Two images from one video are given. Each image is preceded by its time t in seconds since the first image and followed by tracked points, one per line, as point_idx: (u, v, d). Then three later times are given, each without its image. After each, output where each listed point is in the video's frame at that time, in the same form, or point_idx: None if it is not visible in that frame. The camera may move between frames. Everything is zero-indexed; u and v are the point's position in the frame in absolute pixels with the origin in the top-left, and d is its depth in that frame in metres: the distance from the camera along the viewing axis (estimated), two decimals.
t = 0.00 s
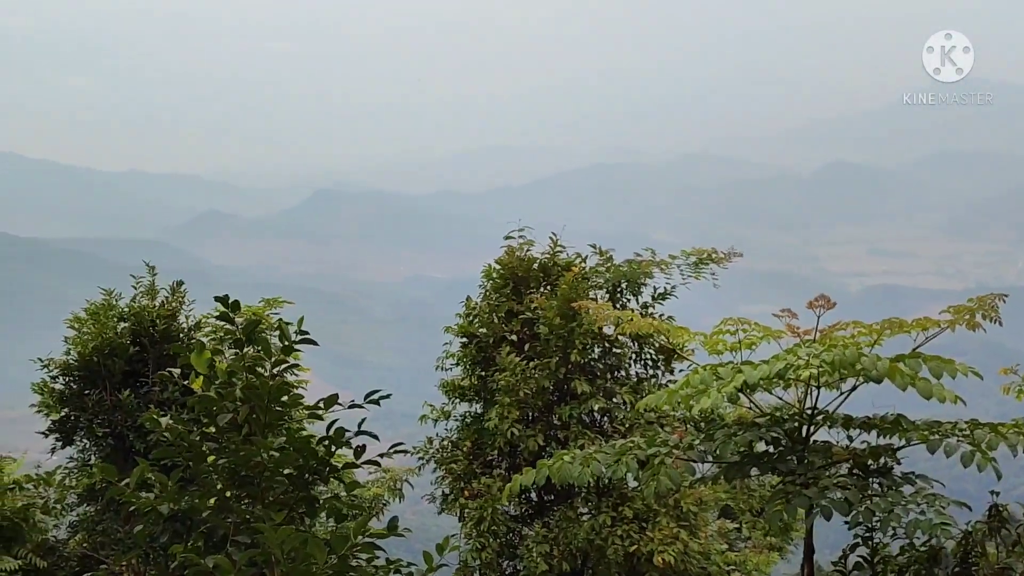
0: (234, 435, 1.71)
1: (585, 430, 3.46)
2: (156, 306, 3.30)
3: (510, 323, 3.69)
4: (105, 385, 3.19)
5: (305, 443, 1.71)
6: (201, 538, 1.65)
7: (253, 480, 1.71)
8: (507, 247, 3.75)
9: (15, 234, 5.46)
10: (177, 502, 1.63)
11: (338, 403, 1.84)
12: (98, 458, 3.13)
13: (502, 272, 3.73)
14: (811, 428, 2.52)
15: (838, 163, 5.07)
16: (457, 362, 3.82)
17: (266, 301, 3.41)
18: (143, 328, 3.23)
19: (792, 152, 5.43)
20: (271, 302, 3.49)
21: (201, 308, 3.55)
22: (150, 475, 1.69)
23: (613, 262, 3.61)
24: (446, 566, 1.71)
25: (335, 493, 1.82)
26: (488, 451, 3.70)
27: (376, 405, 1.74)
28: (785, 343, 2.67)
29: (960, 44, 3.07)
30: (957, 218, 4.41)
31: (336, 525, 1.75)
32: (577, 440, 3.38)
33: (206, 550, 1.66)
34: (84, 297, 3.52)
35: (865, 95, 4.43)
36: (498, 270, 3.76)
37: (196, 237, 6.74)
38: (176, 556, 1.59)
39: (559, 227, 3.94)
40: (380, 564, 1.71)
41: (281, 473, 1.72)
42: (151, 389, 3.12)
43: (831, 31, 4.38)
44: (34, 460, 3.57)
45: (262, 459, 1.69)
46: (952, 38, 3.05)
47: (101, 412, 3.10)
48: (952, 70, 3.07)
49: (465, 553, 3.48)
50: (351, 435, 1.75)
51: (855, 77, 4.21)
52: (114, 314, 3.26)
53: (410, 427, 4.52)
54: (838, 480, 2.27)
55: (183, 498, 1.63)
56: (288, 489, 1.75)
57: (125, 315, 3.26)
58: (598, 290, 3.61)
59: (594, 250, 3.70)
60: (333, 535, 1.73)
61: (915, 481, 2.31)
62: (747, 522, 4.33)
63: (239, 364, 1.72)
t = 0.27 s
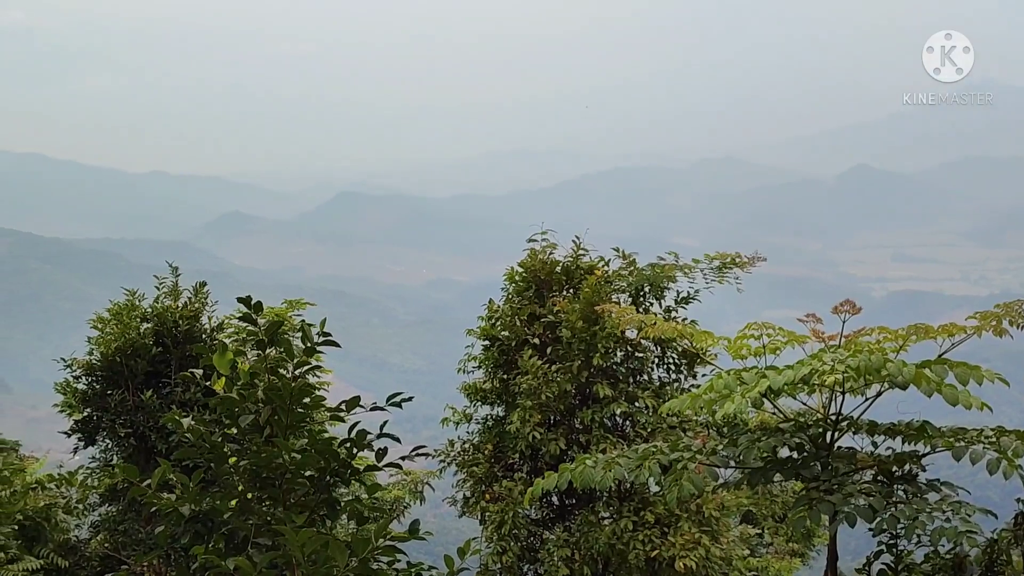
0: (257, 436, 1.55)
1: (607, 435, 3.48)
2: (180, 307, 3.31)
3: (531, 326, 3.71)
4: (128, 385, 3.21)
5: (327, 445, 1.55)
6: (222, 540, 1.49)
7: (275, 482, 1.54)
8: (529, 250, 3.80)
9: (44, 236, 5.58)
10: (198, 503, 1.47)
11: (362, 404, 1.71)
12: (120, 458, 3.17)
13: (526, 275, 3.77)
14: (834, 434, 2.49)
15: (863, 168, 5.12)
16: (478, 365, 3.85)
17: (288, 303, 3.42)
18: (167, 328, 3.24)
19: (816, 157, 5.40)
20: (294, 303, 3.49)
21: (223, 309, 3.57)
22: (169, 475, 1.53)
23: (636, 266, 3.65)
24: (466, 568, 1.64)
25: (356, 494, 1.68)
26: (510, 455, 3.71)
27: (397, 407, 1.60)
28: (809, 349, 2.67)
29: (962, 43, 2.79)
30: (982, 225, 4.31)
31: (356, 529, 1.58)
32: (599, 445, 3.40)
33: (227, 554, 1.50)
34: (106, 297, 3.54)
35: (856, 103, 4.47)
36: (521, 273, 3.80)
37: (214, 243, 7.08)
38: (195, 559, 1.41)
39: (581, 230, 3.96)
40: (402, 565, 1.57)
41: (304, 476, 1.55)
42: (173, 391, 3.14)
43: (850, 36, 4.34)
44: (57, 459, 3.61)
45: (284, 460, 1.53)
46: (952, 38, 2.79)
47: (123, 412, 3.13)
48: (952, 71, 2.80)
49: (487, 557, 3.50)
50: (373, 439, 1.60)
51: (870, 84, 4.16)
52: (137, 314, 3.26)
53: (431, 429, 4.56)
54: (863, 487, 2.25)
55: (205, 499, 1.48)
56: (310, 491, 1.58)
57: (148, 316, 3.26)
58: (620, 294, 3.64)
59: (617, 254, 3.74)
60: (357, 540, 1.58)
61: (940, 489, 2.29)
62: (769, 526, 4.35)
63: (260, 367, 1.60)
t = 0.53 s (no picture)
0: (278, 437, 1.39)
1: (627, 438, 3.50)
2: (202, 307, 3.37)
3: (551, 329, 3.76)
4: (150, 385, 3.26)
5: (349, 446, 1.40)
6: (240, 540, 1.33)
7: (296, 482, 1.37)
8: (550, 252, 3.83)
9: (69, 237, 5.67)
10: (217, 503, 1.31)
11: (381, 405, 1.68)
12: (140, 457, 3.20)
13: (547, 277, 3.82)
14: (855, 438, 2.45)
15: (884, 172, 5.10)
16: (498, 367, 3.87)
17: (310, 303, 3.43)
18: (189, 328, 3.31)
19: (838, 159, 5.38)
20: (315, 303, 3.52)
21: (244, 309, 3.62)
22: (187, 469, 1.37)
23: (657, 269, 3.66)
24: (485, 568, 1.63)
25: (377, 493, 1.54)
26: (529, 457, 3.71)
27: (417, 407, 1.56)
28: (831, 352, 2.61)
29: (964, 41, 2.35)
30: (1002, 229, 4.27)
31: (379, 530, 1.44)
32: (619, 447, 3.43)
33: (246, 553, 1.34)
34: (128, 297, 3.58)
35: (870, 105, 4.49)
36: (541, 275, 3.85)
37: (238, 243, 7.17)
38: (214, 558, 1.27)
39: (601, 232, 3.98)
40: (422, 566, 1.48)
41: (325, 476, 1.39)
42: (196, 390, 3.21)
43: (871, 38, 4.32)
44: (78, 458, 3.64)
45: (305, 459, 1.37)
46: (952, 36, 2.37)
47: (145, 412, 3.18)
48: (951, 74, 2.40)
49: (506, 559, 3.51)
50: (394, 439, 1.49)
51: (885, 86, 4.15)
52: (159, 314, 3.32)
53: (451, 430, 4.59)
54: (884, 492, 2.23)
55: (225, 499, 1.31)
56: (331, 492, 1.42)
57: (170, 316, 3.33)
58: (641, 297, 3.66)
59: (637, 256, 3.76)
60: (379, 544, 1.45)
61: (962, 494, 2.26)
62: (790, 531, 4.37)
63: (281, 366, 1.43)
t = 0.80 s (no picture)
0: (297, 438, 1.58)
1: (648, 440, 3.54)
2: (224, 307, 3.46)
3: (572, 331, 3.80)
4: (171, 385, 3.37)
5: (366, 448, 1.59)
6: (260, 541, 1.51)
7: (315, 484, 1.57)
8: (571, 254, 3.86)
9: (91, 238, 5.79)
10: (238, 504, 1.50)
11: (403, 406, 1.72)
12: (162, 457, 3.35)
13: (567, 279, 3.84)
14: (877, 442, 2.44)
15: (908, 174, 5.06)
16: (519, 369, 3.94)
17: (330, 304, 3.50)
18: (210, 328, 3.40)
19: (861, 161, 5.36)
20: (335, 304, 3.59)
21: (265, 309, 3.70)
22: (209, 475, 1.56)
23: (678, 271, 3.68)
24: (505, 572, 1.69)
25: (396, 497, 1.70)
26: (550, 458, 3.75)
27: (437, 409, 1.61)
28: (853, 355, 2.60)
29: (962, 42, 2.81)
30: None
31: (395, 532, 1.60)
32: (640, 451, 3.47)
33: (266, 555, 1.52)
34: (151, 297, 3.69)
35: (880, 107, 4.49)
36: (562, 277, 3.88)
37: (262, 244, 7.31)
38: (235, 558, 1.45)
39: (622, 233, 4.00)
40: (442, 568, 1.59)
41: (343, 478, 1.59)
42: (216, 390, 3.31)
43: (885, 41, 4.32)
44: (99, 458, 3.88)
45: (324, 462, 1.57)
46: (953, 37, 2.84)
47: (167, 412, 3.31)
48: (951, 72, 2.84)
49: (526, 560, 3.58)
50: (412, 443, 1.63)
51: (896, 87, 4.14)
52: (181, 315, 3.42)
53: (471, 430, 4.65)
54: (905, 496, 2.23)
55: (244, 500, 1.51)
56: (350, 494, 1.60)
57: (191, 316, 3.43)
58: (662, 299, 3.68)
59: (659, 258, 3.77)
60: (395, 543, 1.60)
61: (985, 499, 2.25)
62: (811, 533, 4.40)
63: (301, 367, 1.62)
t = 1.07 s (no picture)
0: (313, 440, 1.64)
1: (667, 442, 3.56)
2: (244, 308, 3.54)
3: (592, 332, 3.81)
4: (192, 385, 3.45)
5: (383, 449, 1.64)
6: (278, 542, 1.59)
7: (332, 485, 1.63)
8: (591, 255, 3.88)
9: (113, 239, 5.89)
10: (254, 505, 1.57)
11: (421, 407, 1.76)
12: (183, 457, 3.42)
13: (587, 280, 3.86)
14: (897, 445, 2.46)
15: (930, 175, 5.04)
16: (539, 370, 3.95)
17: (349, 305, 3.56)
18: (230, 329, 3.49)
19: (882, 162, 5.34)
20: (355, 305, 3.65)
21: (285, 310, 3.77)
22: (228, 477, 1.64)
23: (699, 272, 3.70)
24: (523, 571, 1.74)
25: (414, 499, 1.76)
26: (569, 460, 3.79)
27: (454, 411, 1.65)
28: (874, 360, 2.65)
29: (963, 42, 2.99)
30: None
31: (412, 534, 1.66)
32: (660, 452, 3.49)
33: (284, 555, 1.60)
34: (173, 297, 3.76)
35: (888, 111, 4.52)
36: (582, 278, 3.90)
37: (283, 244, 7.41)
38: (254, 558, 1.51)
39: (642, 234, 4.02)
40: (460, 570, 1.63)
41: (360, 480, 1.63)
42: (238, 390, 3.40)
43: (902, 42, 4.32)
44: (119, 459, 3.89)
45: (340, 463, 1.61)
46: (953, 38, 3.00)
47: (189, 411, 3.38)
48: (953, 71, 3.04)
49: (545, 561, 3.65)
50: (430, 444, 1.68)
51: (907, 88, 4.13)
52: (202, 315, 3.50)
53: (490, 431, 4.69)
54: (924, 500, 2.24)
55: (261, 501, 1.58)
56: (366, 495, 1.66)
57: (212, 317, 3.50)
58: (683, 301, 3.71)
59: (679, 259, 3.80)
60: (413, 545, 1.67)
61: (1006, 503, 2.25)
62: (832, 536, 4.40)
63: (318, 369, 1.67)
